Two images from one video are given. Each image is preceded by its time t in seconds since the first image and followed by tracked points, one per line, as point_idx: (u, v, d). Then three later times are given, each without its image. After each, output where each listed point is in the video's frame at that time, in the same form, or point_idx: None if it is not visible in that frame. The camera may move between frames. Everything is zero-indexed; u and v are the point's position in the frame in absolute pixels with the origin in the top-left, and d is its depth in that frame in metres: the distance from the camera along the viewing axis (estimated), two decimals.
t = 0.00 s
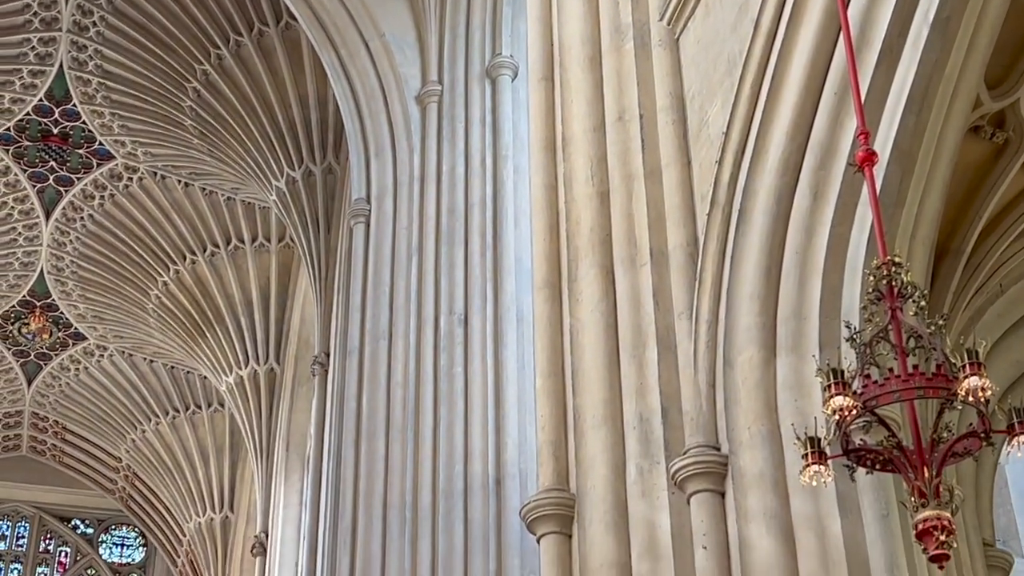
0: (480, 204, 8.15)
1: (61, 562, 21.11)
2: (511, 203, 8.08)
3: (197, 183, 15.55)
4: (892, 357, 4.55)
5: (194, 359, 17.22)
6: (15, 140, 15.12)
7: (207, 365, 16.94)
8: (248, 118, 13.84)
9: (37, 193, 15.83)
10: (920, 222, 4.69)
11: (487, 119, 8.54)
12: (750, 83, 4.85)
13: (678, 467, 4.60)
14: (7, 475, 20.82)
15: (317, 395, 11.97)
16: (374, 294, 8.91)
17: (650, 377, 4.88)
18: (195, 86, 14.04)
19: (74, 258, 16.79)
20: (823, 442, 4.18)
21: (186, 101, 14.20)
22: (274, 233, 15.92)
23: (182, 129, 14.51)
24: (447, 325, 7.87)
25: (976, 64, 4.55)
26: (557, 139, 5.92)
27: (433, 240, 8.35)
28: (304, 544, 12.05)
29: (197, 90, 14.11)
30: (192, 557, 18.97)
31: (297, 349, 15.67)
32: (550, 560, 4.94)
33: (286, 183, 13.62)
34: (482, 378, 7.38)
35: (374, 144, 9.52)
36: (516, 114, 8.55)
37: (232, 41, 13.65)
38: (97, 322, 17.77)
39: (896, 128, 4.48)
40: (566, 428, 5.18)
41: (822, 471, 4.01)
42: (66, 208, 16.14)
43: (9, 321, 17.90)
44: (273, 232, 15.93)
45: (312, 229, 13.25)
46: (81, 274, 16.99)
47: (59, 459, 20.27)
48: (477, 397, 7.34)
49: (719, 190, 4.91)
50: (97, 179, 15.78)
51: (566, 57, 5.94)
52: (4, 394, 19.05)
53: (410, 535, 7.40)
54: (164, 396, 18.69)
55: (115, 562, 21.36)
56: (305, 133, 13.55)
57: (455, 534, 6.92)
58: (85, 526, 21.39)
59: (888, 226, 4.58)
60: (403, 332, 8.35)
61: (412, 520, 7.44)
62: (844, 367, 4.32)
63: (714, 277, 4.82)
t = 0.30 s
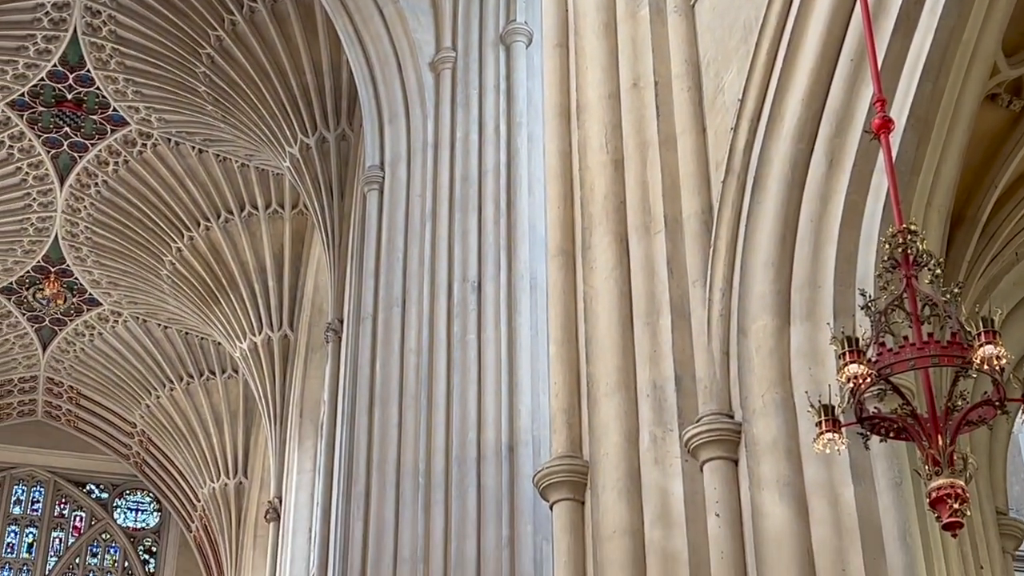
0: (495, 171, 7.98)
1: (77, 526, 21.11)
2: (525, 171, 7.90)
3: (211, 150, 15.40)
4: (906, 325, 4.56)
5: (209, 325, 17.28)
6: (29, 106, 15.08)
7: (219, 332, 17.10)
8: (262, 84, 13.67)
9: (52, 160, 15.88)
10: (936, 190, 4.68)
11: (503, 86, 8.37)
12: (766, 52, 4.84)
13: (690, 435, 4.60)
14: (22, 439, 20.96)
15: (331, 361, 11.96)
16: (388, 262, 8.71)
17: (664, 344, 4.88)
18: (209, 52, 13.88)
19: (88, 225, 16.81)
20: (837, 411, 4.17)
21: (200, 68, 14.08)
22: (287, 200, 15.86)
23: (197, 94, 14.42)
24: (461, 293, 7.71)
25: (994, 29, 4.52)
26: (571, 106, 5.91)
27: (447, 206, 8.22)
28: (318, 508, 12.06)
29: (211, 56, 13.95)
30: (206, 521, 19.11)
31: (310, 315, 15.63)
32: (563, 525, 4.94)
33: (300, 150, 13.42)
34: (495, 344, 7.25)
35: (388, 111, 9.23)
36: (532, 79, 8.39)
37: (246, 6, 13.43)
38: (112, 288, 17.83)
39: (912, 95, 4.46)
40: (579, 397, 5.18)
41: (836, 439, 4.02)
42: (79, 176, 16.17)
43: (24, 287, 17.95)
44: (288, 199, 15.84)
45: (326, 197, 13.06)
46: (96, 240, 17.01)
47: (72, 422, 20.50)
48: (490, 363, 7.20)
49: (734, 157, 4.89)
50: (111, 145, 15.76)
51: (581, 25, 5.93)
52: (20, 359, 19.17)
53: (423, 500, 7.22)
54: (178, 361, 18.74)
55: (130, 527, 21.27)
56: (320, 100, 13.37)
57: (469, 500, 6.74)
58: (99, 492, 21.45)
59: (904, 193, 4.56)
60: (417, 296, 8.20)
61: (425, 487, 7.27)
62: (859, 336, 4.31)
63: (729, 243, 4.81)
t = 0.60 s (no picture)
0: (502, 143, 7.96)
1: (86, 498, 21.10)
2: (533, 143, 7.83)
3: (219, 122, 15.43)
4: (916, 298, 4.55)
5: (217, 298, 17.26)
6: (38, 78, 15.07)
7: (227, 304, 17.07)
8: (268, 56, 13.62)
9: (59, 132, 15.89)
10: (946, 161, 4.67)
11: (511, 58, 8.32)
12: (775, 25, 4.82)
13: (698, 408, 4.60)
14: (31, 412, 21.02)
15: (339, 334, 11.96)
16: (396, 234, 8.71)
17: (672, 318, 4.88)
18: (216, 24, 13.87)
19: (95, 197, 16.77)
20: (845, 384, 4.16)
21: (208, 40, 14.08)
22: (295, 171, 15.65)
23: (204, 67, 14.43)
24: (468, 266, 7.70)
25: (1004, 2, 4.51)
26: (580, 78, 5.90)
27: (455, 177, 8.22)
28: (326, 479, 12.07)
29: (218, 28, 13.94)
30: (214, 493, 19.18)
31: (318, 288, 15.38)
32: (571, 498, 4.95)
33: (307, 122, 13.32)
34: (503, 316, 7.26)
35: (396, 85, 9.20)
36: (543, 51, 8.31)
37: None
38: (119, 260, 17.83)
39: (923, 67, 4.44)
40: (587, 370, 5.18)
41: (843, 412, 4.02)
42: (87, 149, 16.17)
43: (32, 259, 17.97)
44: (296, 171, 15.64)
45: (333, 170, 12.95)
46: (104, 213, 17.00)
47: (80, 394, 20.50)
48: (498, 336, 7.19)
49: (743, 129, 4.88)
50: (119, 117, 15.77)
51: None
52: (28, 331, 19.23)
53: (431, 473, 7.20)
54: (186, 334, 18.69)
55: (139, 498, 21.28)
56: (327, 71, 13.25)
57: (476, 475, 6.76)
58: (108, 464, 21.48)
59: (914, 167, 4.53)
60: (425, 269, 8.20)
61: (433, 460, 7.24)
62: (868, 310, 4.30)
63: (737, 216, 4.80)
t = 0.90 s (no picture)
0: (507, 120, 7.94)
1: (92, 474, 21.20)
2: (539, 120, 7.88)
3: (224, 97, 15.43)
4: (922, 275, 4.53)
5: (223, 274, 17.28)
6: (43, 53, 15.06)
7: (233, 281, 17.09)
8: (274, 32, 13.59)
9: (65, 108, 15.90)
10: (952, 136, 4.66)
11: (516, 34, 8.26)
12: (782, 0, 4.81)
13: (703, 384, 4.60)
14: (38, 386, 21.06)
15: (343, 311, 11.98)
16: (400, 209, 8.68)
17: (677, 295, 4.87)
18: None
19: (101, 172, 16.79)
20: (850, 360, 4.16)
21: (213, 15, 14.05)
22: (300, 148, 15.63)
23: (210, 42, 14.41)
24: (473, 242, 7.70)
25: None
26: (586, 53, 5.89)
27: (460, 152, 8.20)
28: (331, 453, 12.10)
29: (223, 4, 13.90)
30: (220, 468, 19.25)
31: (324, 264, 15.35)
32: (575, 474, 4.97)
33: (313, 98, 13.30)
34: (508, 293, 7.25)
35: (402, 61, 9.18)
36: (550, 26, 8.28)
37: None
38: (125, 236, 17.85)
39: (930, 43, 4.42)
40: (592, 346, 5.18)
41: (848, 388, 4.02)
42: (92, 125, 16.18)
43: (38, 234, 17.97)
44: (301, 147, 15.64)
45: (338, 145, 12.92)
46: (110, 188, 17.01)
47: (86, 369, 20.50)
48: (503, 315, 7.21)
49: (750, 105, 4.86)
50: (125, 93, 15.76)
51: None
52: (34, 306, 19.29)
53: (435, 448, 7.22)
54: (192, 306, 18.72)
55: (144, 473, 21.40)
56: (333, 47, 13.19)
57: (481, 451, 6.77)
58: (114, 439, 21.58)
59: (920, 143, 4.53)
60: (430, 246, 8.17)
61: (438, 435, 7.26)
62: (874, 287, 4.29)
63: (743, 192, 4.79)
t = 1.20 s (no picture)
0: (509, 98, 7.92)
1: (94, 450, 21.25)
2: (540, 97, 7.88)
3: (226, 75, 15.41)
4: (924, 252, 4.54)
5: (224, 252, 17.25)
6: (44, 30, 15.05)
7: (234, 259, 17.08)
8: (274, 9, 13.55)
9: (66, 84, 15.89)
10: (955, 113, 4.66)
11: (518, 11, 8.24)
12: None
13: (705, 361, 4.60)
14: (40, 362, 21.09)
15: (344, 288, 11.97)
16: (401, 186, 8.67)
17: (679, 272, 4.87)
18: None
19: (103, 149, 16.77)
20: (852, 336, 4.16)
21: None
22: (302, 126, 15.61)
23: (211, 20, 14.36)
24: (476, 221, 7.69)
25: None
26: (588, 31, 5.88)
27: (462, 130, 8.18)
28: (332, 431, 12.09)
29: None
30: (223, 446, 19.27)
31: (325, 242, 15.33)
32: (577, 450, 4.98)
33: (314, 75, 13.28)
34: (510, 270, 7.25)
35: (403, 38, 9.16)
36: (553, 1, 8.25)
37: None
38: (127, 213, 17.85)
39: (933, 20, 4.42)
40: (593, 322, 5.19)
41: (850, 364, 4.02)
42: (93, 102, 16.16)
43: (39, 212, 17.99)
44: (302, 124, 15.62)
45: (339, 122, 12.90)
46: (111, 165, 17.00)
47: (88, 346, 20.52)
48: (504, 292, 7.21)
49: (752, 81, 4.85)
50: (126, 70, 15.74)
51: None
52: (36, 283, 19.31)
53: (437, 426, 7.22)
54: (193, 284, 18.72)
55: (147, 450, 21.46)
56: (335, 25, 13.16)
57: (483, 428, 6.79)
58: (116, 416, 21.63)
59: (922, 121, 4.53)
60: (431, 223, 8.16)
61: (439, 413, 7.27)
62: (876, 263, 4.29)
63: (745, 167, 4.79)
